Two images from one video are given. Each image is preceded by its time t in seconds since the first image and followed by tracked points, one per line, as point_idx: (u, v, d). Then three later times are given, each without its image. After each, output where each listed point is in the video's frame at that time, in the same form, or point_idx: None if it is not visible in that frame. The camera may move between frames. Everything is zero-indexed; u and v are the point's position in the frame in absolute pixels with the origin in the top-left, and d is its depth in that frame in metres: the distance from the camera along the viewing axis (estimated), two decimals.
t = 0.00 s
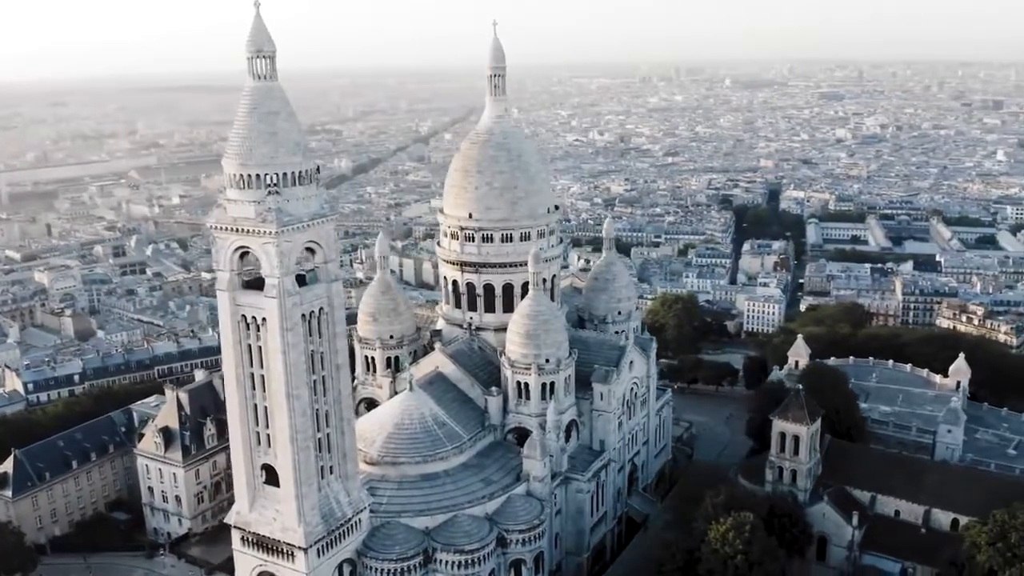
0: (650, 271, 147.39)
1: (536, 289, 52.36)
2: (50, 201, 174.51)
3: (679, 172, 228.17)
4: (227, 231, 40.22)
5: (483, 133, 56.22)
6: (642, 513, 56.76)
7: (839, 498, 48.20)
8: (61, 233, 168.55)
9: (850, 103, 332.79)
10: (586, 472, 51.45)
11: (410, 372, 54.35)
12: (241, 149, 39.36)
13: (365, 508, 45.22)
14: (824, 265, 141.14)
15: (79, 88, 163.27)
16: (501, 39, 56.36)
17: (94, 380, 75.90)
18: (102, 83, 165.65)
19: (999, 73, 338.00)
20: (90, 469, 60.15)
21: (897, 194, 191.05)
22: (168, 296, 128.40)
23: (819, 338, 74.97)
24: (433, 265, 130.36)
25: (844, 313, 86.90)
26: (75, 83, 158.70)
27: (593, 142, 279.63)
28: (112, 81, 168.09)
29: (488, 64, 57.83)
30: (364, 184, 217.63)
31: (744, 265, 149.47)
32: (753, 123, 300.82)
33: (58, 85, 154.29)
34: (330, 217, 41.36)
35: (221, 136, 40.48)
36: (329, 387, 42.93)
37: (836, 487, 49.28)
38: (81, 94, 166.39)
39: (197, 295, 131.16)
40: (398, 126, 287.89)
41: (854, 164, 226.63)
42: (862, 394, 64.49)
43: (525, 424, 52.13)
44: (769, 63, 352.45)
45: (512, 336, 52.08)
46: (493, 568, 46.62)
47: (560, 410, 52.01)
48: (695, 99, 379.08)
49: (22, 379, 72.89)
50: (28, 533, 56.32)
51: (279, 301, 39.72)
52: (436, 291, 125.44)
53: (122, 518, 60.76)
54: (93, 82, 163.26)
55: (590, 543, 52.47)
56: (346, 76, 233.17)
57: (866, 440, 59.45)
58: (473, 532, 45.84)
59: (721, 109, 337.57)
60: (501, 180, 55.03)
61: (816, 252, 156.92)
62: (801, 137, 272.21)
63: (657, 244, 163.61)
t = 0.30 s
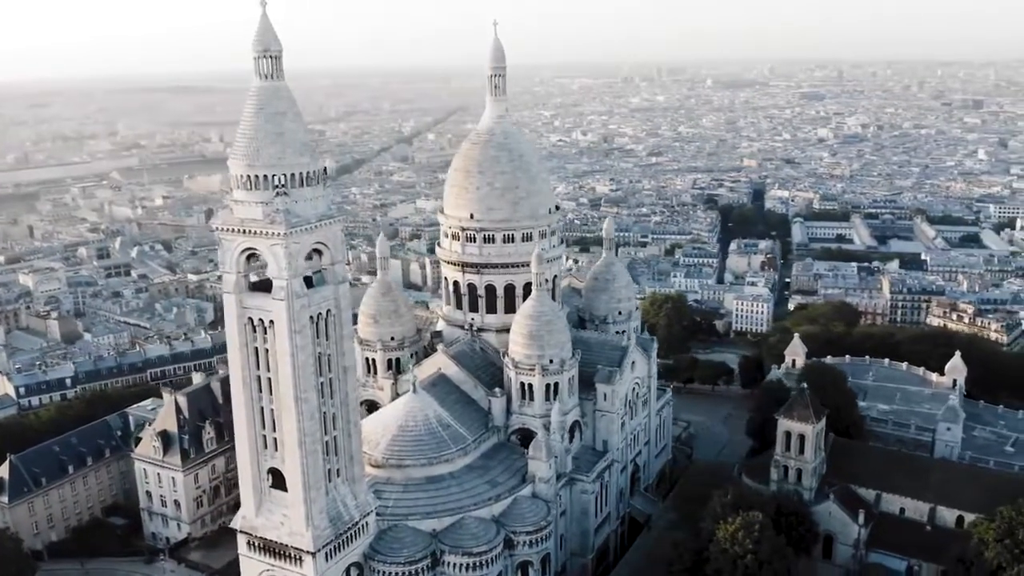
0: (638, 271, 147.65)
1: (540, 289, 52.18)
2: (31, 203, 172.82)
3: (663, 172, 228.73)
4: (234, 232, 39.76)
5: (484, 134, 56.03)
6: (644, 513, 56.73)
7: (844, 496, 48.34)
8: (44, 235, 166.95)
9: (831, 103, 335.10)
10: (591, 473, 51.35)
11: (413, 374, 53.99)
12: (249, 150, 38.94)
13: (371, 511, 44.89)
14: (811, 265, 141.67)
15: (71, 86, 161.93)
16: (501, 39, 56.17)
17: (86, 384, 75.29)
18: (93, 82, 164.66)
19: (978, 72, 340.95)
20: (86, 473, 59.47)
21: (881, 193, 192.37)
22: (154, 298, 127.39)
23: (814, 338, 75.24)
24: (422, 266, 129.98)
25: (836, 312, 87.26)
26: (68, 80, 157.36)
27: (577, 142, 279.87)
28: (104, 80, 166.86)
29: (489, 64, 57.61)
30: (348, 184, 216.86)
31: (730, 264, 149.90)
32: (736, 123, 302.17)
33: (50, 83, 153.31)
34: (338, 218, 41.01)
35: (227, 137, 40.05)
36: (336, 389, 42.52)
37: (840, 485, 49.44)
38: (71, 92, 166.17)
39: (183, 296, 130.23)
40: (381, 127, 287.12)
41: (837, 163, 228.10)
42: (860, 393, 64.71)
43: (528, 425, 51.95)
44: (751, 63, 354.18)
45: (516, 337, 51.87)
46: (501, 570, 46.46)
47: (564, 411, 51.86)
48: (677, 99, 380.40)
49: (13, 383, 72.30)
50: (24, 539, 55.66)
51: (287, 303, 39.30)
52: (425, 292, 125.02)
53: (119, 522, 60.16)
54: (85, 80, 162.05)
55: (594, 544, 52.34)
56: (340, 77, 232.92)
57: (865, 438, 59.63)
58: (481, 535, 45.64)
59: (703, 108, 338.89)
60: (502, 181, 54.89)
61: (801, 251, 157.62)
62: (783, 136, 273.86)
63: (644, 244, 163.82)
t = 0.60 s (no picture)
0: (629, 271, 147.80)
1: (547, 290, 51.99)
2: (16, 205, 171.30)
3: (651, 172, 229.13)
4: (245, 234, 39.40)
5: (488, 134, 55.91)
6: (650, 513, 56.64)
7: (853, 495, 48.40)
8: (30, 237, 165.57)
9: (816, 103, 336.71)
10: (599, 474, 51.22)
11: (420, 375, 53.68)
12: (260, 151, 38.61)
13: (382, 514, 44.55)
14: (801, 264, 142.08)
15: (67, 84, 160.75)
16: (505, 40, 56.06)
17: (82, 387, 74.64)
18: (94, 80, 163.78)
19: (962, 72, 343.49)
20: (86, 477, 58.84)
21: (868, 192, 193.33)
22: (144, 301, 126.46)
23: (813, 337, 75.43)
24: (415, 266, 129.61)
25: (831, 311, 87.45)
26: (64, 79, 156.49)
27: (564, 142, 280.03)
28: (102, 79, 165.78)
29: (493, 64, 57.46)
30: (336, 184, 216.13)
31: (721, 264, 150.22)
32: (722, 123, 303.22)
33: (53, 81, 152.27)
34: (349, 219, 40.71)
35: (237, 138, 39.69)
36: (347, 391, 42.19)
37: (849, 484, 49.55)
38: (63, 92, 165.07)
39: (174, 298, 129.33)
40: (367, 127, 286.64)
41: (824, 163, 229.19)
42: (862, 392, 64.84)
43: (536, 426, 51.76)
44: (736, 63, 355.51)
45: (523, 338, 51.69)
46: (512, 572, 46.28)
47: (572, 412, 51.71)
48: (663, 99, 381.43)
49: (9, 386, 71.55)
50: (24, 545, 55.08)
51: (300, 305, 38.96)
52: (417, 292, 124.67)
53: (119, 527, 59.56)
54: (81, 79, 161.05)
55: (602, 545, 52.17)
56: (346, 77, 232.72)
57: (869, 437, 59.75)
58: (491, 537, 45.43)
59: (689, 109, 339.88)
60: (507, 181, 54.80)
61: (791, 251, 158.12)
62: (770, 136, 274.89)
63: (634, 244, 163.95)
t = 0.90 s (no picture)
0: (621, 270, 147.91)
1: (554, 290, 51.85)
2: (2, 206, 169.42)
3: (640, 172, 229.53)
4: (257, 235, 39.02)
5: (493, 135, 55.73)
6: (656, 514, 56.60)
7: (861, 494, 48.60)
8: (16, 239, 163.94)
9: (801, 103, 338.33)
10: (607, 474, 51.14)
11: (425, 376, 53.38)
12: (273, 152, 38.23)
13: (393, 517, 44.30)
14: (792, 263, 142.43)
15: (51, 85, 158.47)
16: (510, 39, 55.86)
17: (78, 390, 73.91)
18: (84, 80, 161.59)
19: (945, 73, 346.04)
20: (86, 482, 58.25)
21: (856, 192, 194.32)
22: (134, 303, 125.49)
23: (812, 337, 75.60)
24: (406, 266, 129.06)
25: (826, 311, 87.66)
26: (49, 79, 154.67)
27: (552, 142, 280.12)
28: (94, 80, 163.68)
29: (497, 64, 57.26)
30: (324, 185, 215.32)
31: (712, 264, 150.47)
32: (708, 123, 304.25)
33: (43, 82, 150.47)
34: (361, 220, 40.43)
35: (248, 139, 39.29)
36: (359, 394, 41.90)
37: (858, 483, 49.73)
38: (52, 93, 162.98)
39: (164, 300, 128.28)
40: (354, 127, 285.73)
41: (811, 162, 230.19)
42: (863, 391, 65.05)
43: (542, 427, 51.65)
44: (722, 63, 356.81)
45: (530, 338, 51.51)
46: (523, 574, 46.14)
47: (579, 413, 51.61)
48: (649, 99, 382.45)
49: (4, 389, 70.71)
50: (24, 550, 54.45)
51: (313, 307, 38.63)
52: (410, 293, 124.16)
53: (120, 532, 58.99)
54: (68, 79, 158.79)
55: (610, 546, 52.04)
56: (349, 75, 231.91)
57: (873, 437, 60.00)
58: (503, 538, 45.27)
59: (675, 109, 340.74)
60: (512, 182, 54.66)
61: (781, 250, 158.61)
62: (756, 136, 275.80)
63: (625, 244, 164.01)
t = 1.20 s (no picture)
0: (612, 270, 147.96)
1: (561, 290, 51.72)
2: None
3: (627, 172, 229.99)
4: (269, 237, 38.70)
5: (497, 135, 55.57)
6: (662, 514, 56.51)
7: (870, 492, 48.71)
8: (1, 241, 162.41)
9: (786, 103, 339.95)
10: (615, 475, 51.02)
11: (431, 378, 53.13)
12: (286, 152, 37.88)
13: (403, 520, 43.96)
14: (782, 262, 142.73)
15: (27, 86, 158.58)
16: (515, 39, 55.76)
17: (74, 394, 73.17)
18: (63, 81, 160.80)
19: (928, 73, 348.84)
20: (86, 487, 57.63)
21: (844, 191, 195.20)
22: (123, 305, 124.44)
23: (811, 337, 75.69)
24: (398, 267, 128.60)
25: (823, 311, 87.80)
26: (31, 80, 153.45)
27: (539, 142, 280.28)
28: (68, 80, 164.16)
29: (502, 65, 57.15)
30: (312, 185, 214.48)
31: (702, 263, 150.70)
32: (694, 123, 305.24)
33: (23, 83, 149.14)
34: (373, 221, 40.15)
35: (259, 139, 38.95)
36: (371, 396, 41.59)
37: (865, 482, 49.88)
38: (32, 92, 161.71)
39: (154, 302, 127.32)
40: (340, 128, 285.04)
41: (797, 162, 231.14)
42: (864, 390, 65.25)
43: (549, 428, 51.44)
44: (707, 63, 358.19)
45: (536, 338, 51.33)
46: None
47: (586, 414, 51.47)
48: (634, 100, 383.51)
49: None
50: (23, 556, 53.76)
51: (326, 309, 38.29)
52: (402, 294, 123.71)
53: (121, 537, 58.38)
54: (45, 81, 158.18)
55: (618, 547, 51.87)
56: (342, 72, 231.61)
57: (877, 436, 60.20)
58: (514, 540, 45.07)
59: (661, 109, 341.65)
60: (517, 182, 54.49)
61: (771, 249, 159.09)
62: (742, 136, 276.80)
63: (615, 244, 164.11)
